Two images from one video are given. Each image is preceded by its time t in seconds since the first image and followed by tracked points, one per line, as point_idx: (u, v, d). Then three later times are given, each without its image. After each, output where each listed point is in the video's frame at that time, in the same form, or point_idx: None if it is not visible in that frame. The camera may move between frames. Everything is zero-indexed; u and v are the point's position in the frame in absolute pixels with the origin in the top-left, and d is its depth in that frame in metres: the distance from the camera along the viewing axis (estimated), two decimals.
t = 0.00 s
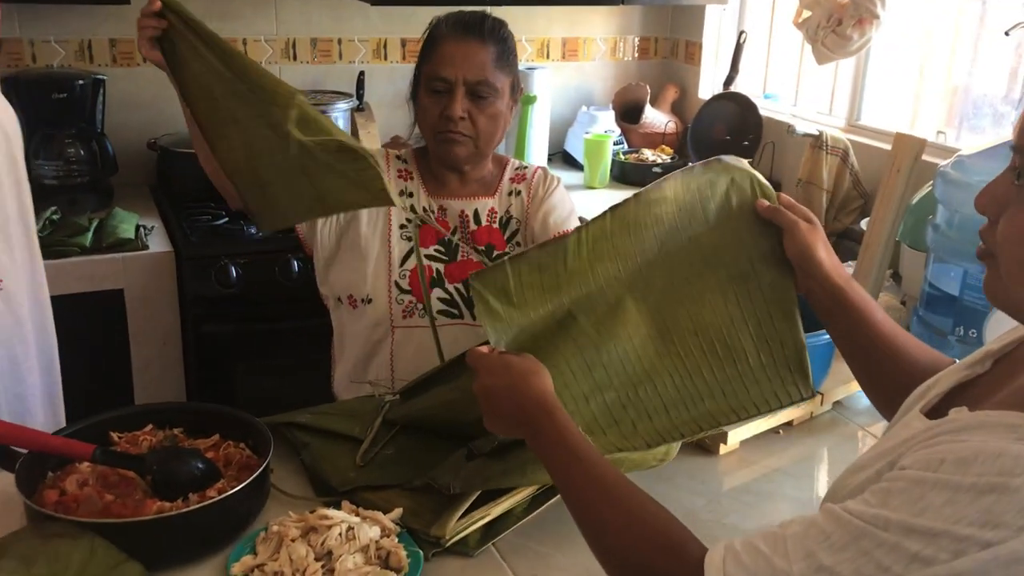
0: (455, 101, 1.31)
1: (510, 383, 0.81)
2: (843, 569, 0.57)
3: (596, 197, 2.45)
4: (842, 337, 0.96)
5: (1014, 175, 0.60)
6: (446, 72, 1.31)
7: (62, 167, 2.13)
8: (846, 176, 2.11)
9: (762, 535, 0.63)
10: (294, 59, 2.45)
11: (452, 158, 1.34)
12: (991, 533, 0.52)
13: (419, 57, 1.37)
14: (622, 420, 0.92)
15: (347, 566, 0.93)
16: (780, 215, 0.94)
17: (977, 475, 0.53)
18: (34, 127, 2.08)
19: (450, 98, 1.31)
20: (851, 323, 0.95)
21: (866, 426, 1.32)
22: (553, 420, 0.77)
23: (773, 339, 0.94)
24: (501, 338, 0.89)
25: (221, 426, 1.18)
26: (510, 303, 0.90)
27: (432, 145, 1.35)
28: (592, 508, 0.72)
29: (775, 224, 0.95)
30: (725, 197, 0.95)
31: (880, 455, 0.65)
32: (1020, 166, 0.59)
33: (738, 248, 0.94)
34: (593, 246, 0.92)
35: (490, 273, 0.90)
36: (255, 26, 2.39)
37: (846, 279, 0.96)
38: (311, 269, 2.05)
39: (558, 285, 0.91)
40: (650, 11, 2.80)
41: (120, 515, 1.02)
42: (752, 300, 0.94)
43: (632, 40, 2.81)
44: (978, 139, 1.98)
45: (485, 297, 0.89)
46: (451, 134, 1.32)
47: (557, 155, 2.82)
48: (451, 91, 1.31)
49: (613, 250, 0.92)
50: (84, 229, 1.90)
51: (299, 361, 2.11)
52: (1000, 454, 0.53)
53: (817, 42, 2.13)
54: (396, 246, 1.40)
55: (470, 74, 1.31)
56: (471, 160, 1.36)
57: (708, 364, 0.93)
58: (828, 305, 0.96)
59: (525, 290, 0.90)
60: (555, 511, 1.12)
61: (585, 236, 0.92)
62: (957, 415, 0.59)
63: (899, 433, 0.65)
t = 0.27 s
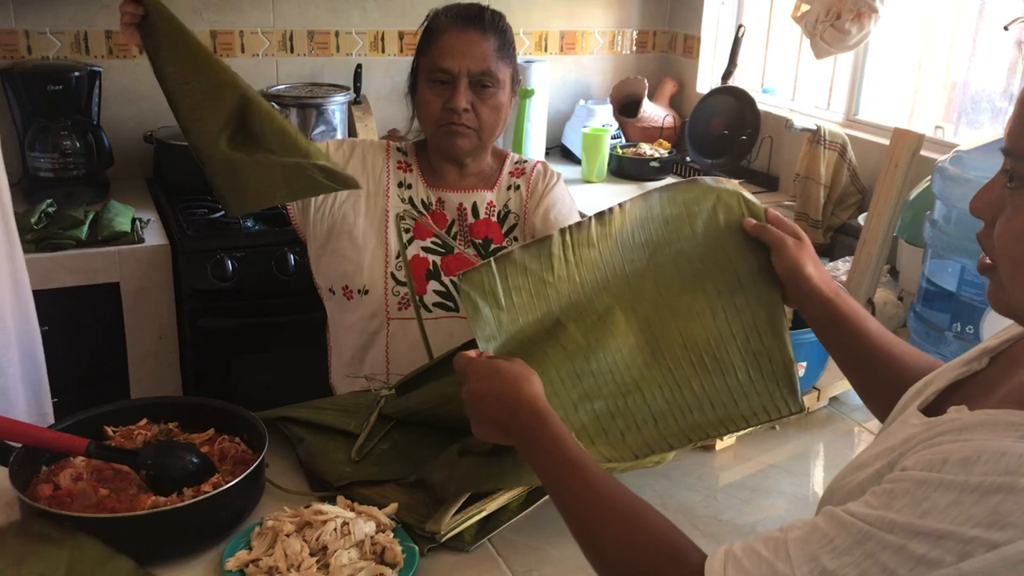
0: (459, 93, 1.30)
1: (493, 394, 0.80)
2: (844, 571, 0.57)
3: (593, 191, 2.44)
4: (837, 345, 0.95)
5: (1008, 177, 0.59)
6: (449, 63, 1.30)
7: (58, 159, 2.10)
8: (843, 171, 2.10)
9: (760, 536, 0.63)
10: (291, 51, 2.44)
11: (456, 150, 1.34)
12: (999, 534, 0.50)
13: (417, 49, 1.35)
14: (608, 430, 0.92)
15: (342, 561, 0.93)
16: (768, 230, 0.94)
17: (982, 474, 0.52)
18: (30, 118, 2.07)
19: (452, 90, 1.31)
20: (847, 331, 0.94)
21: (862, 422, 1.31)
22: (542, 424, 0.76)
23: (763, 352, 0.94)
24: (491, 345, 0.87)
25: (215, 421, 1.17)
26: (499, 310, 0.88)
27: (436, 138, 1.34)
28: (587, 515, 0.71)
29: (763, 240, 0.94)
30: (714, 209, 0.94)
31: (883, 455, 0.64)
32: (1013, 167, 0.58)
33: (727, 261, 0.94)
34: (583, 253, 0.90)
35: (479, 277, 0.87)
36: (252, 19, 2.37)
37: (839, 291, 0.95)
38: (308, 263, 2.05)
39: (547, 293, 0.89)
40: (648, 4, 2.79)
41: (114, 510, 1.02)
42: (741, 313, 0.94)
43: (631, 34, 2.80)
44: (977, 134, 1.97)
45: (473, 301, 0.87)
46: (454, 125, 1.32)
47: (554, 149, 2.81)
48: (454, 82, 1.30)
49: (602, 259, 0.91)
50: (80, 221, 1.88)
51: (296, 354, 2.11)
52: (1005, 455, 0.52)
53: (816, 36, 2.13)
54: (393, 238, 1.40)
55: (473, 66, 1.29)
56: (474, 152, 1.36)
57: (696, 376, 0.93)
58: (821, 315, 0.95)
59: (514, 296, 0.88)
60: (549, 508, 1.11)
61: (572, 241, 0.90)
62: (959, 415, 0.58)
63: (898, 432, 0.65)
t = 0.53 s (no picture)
0: (449, 88, 1.29)
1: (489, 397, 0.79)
2: (844, 568, 0.56)
3: (592, 185, 2.44)
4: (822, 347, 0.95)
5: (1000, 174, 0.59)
6: (441, 59, 1.29)
7: (55, 151, 2.10)
8: (842, 166, 2.10)
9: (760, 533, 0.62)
10: (290, 44, 2.44)
11: (449, 145, 1.33)
12: (1001, 533, 0.50)
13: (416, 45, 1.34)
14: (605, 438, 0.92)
15: (339, 555, 0.93)
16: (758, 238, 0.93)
17: (984, 473, 0.52)
18: (27, 110, 2.07)
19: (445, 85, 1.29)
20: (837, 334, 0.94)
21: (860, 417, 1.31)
22: (537, 437, 0.75)
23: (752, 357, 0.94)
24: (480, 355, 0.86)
25: (212, 414, 1.17)
26: (487, 318, 0.87)
27: (430, 133, 1.34)
28: (581, 526, 0.70)
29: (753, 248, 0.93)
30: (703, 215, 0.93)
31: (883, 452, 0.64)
32: (1005, 161, 0.58)
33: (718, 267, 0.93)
34: (571, 261, 0.88)
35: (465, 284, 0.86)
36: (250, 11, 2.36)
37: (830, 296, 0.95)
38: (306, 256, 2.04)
39: (535, 302, 0.88)
40: None
41: (110, 503, 1.02)
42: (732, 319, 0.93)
43: (630, 27, 2.79)
44: (976, 129, 1.97)
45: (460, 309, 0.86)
46: (446, 121, 1.31)
47: (553, 143, 2.81)
48: (446, 77, 1.29)
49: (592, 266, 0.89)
50: (77, 213, 1.88)
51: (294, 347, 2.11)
52: (1007, 453, 0.52)
53: (816, 30, 2.12)
54: (392, 229, 1.39)
55: (464, 61, 1.28)
56: (468, 147, 1.35)
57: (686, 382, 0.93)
58: (813, 319, 0.94)
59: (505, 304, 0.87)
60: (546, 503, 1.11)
61: (558, 252, 0.88)
62: (959, 413, 0.58)
63: (899, 429, 0.65)
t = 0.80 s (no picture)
0: (433, 88, 1.28)
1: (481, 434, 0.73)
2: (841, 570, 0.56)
3: (593, 182, 2.44)
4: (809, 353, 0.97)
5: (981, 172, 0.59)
6: (426, 59, 1.29)
7: (54, 147, 2.10)
8: (842, 163, 2.10)
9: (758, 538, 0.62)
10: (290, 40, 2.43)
11: (440, 145, 1.34)
12: (999, 541, 0.50)
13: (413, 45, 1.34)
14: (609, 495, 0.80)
15: (334, 552, 0.93)
16: (731, 270, 0.90)
17: (978, 480, 0.52)
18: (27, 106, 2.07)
19: (430, 84, 1.29)
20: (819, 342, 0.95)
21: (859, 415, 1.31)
22: (529, 489, 0.69)
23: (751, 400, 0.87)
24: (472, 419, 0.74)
25: (209, 410, 1.17)
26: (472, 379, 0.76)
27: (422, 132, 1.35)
28: None
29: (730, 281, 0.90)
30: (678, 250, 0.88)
31: (876, 455, 0.64)
32: (986, 162, 0.58)
33: (700, 305, 0.87)
34: (549, 310, 0.81)
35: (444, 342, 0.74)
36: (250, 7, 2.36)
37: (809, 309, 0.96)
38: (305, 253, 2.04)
39: (519, 356, 0.79)
40: None
41: (107, 499, 1.02)
42: (724, 359, 0.87)
43: (631, 24, 2.78)
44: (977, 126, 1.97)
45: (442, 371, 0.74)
46: (434, 121, 1.31)
47: (553, 140, 2.81)
48: (431, 77, 1.29)
49: (573, 311, 0.82)
50: (76, 209, 1.88)
51: (293, 345, 2.11)
52: (999, 459, 0.52)
53: (816, 27, 2.12)
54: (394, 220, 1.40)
55: (445, 62, 1.27)
56: (459, 144, 1.35)
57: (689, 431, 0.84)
58: (795, 331, 0.95)
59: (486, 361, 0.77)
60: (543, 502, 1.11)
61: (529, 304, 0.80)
62: (952, 417, 0.58)
63: (894, 432, 0.64)
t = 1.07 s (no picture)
0: (431, 86, 1.29)
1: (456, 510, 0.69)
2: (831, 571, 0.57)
3: (594, 180, 2.44)
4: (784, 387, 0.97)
5: (945, 179, 0.60)
6: (424, 57, 1.29)
7: (57, 146, 2.10)
8: (844, 162, 2.10)
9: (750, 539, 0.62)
10: (292, 39, 2.44)
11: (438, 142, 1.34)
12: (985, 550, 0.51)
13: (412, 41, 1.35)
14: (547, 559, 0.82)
15: (332, 549, 0.94)
16: (694, 330, 0.92)
17: (961, 487, 0.52)
18: (29, 105, 2.07)
19: (428, 83, 1.30)
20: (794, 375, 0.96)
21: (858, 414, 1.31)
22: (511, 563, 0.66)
23: (679, 466, 0.91)
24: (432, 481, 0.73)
25: (209, 407, 1.17)
26: (430, 440, 0.75)
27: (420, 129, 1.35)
28: None
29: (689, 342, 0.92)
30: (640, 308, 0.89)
31: (861, 456, 0.64)
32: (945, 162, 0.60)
33: (651, 364, 0.90)
34: (512, 368, 0.80)
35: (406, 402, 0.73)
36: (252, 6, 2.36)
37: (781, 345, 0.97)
38: (307, 252, 2.05)
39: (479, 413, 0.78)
40: None
41: (107, 497, 1.02)
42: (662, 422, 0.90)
43: (633, 23, 2.78)
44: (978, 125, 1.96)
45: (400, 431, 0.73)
46: (431, 119, 1.31)
47: (555, 138, 2.81)
48: (429, 75, 1.30)
49: (535, 366, 0.82)
50: (78, 208, 1.88)
51: (295, 343, 2.11)
52: (983, 462, 0.52)
53: (817, 25, 2.12)
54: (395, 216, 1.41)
55: (443, 59, 1.27)
56: (456, 143, 1.35)
57: (619, 491, 0.88)
58: (754, 359, 0.97)
59: (447, 418, 0.76)
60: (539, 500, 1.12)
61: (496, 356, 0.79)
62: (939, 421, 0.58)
63: (875, 437, 0.65)
